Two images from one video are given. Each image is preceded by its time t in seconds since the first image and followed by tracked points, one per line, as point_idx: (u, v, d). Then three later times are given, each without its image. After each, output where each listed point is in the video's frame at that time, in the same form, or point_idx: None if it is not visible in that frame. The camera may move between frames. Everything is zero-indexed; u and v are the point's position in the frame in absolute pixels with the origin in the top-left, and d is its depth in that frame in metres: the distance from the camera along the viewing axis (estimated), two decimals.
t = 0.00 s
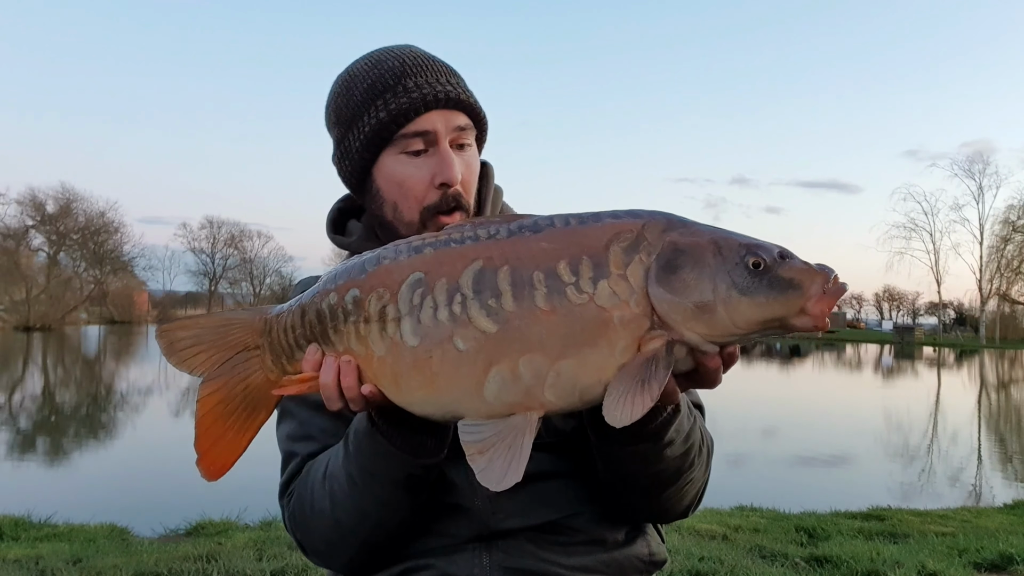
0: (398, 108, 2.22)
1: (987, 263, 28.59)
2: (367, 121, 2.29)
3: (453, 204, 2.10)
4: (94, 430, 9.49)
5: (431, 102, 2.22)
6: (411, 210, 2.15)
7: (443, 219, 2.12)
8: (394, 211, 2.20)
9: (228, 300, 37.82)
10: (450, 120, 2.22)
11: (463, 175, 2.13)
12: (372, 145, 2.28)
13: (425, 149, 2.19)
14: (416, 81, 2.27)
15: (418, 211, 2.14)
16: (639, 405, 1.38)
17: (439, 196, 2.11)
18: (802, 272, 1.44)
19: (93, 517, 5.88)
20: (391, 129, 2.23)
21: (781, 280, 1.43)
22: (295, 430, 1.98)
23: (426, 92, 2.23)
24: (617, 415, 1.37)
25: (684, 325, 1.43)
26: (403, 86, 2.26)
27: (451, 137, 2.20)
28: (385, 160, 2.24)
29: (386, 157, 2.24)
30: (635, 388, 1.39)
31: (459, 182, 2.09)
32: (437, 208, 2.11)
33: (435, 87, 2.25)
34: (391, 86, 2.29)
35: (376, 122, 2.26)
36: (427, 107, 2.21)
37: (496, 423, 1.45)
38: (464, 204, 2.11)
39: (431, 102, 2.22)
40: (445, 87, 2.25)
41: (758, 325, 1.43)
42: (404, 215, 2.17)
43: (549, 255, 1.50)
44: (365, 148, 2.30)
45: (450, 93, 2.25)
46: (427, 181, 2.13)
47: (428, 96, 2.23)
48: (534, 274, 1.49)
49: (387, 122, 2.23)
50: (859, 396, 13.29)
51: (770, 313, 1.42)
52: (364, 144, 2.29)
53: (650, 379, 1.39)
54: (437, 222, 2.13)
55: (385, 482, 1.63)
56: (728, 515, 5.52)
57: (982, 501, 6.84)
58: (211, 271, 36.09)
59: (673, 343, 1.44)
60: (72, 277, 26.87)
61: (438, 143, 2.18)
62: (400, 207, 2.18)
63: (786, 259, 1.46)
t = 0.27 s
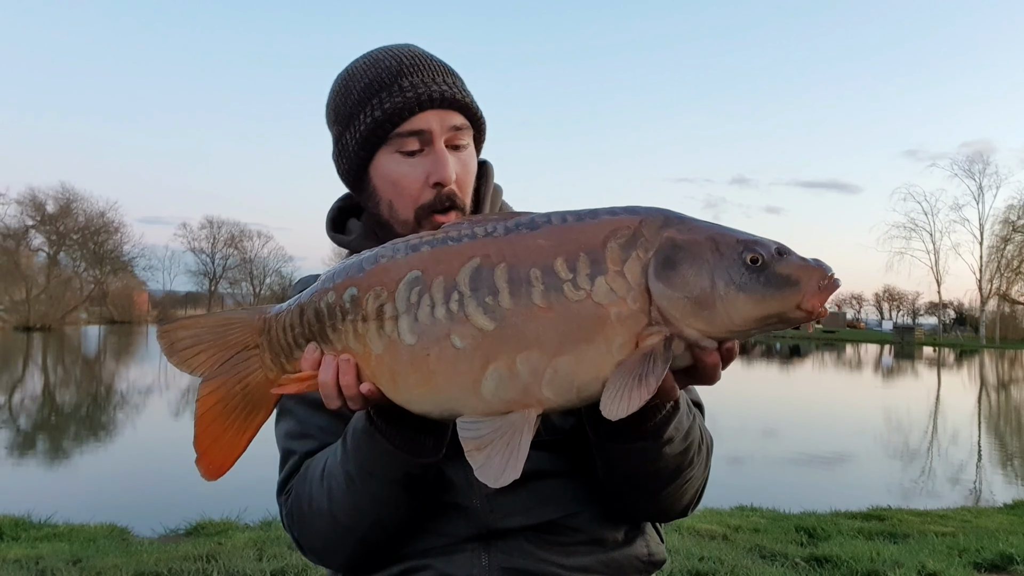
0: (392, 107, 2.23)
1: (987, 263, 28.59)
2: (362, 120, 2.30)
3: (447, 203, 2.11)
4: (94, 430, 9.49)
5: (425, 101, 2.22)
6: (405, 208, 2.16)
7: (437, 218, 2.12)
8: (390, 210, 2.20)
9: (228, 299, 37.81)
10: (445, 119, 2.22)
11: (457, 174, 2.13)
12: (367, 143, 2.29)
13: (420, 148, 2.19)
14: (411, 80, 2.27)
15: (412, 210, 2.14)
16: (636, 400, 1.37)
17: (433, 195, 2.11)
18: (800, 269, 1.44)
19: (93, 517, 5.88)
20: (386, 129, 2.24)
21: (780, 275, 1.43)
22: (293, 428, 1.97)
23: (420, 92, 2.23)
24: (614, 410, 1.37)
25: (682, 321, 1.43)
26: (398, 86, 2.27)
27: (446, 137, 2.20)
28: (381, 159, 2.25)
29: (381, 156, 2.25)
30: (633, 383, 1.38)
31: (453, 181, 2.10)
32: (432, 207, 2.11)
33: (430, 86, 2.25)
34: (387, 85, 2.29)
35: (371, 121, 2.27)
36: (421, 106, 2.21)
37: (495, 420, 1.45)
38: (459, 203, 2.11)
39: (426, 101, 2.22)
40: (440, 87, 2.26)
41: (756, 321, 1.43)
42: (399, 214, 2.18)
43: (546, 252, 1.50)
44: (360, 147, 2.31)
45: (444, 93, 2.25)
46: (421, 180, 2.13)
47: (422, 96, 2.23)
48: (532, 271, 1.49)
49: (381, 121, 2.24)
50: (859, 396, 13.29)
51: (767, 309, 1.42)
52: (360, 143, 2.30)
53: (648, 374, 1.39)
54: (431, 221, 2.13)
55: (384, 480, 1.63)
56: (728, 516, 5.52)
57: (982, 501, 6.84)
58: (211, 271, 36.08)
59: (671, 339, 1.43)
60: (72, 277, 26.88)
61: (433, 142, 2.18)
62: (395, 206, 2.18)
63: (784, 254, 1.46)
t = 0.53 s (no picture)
0: (385, 107, 2.24)
1: (987, 263, 28.60)
2: (357, 120, 2.32)
3: (439, 204, 2.10)
4: (95, 430, 9.49)
5: (417, 102, 2.23)
6: (398, 209, 2.16)
7: (429, 219, 2.12)
8: (383, 210, 2.21)
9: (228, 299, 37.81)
10: (437, 120, 2.22)
11: (449, 175, 2.12)
12: (361, 143, 2.30)
13: (413, 149, 2.19)
14: (405, 80, 2.28)
15: (405, 210, 2.15)
16: (642, 406, 1.38)
17: (424, 196, 2.11)
18: (804, 264, 1.43)
19: (93, 517, 5.88)
20: (378, 129, 2.26)
21: (784, 274, 1.43)
22: (294, 426, 1.97)
23: (413, 93, 2.24)
24: (622, 416, 1.37)
25: (685, 318, 1.42)
26: (392, 86, 2.28)
27: (439, 138, 2.20)
28: (375, 159, 2.26)
29: (375, 156, 2.26)
30: (636, 386, 1.38)
31: (444, 182, 2.10)
32: (423, 208, 2.11)
33: (423, 87, 2.26)
34: (382, 86, 2.31)
35: (364, 120, 2.28)
36: (413, 107, 2.23)
37: (495, 419, 1.45)
38: (450, 205, 2.11)
39: (418, 102, 2.23)
40: (433, 88, 2.26)
41: (761, 317, 1.42)
42: (392, 214, 2.18)
43: (548, 251, 1.50)
44: (354, 147, 2.32)
45: (438, 94, 2.26)
46: (413, 180, 2.13)
47: (415, 96, 2.24)
48: (532, 269, 1.49)
49: (374, 122, 2.26)
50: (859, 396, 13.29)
51: (773, 304, 1.42)
52: (354, 143, 2.32)
53: (651, 379, 1.39)
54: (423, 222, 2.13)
55: (384, 479, 1.63)
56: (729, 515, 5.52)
57: (982, 501, 6.84)
58: (211, 271, 36.08)
59: (674, 338, 1.43)
60: (73, 278, 26.89)
61: (425, 143, 2.18)
62: (388, 206, 2.19)
63: (789, 252, 1.46)
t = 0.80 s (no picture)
0: (385, 108, 2.24)
1: (987, 263, 28.60)
2: (358, 119, 2.32)
3: (440, 206, 2.11)
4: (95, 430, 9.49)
5: (417, 103, 2.23)
6: (398, 210, 2.17)
7: (430, 221, 2.12)
8: (384, 210, 2.21)
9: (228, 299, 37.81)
10: (438, 122, 2.22)
11: (449, 177, 2.13)
12: (362, 143, 2.31)
13: (414, 150, 2.20)
14: (406, 80, 2.28)
15: (405, 212, 2.15)
16: (639, 413, 1.37)
17: (425, 197, 2.12)
18: (806, 271, 1.43)
19: (93, 517, 5.88)
20: (378, 130, 2.26)
21: (785, 282, 1.43)
22: (294, 426, 1.97)
23: (413, 93, 2.24)
24: (620, 423, 1.37)
25: (685, 324, 1.42)
26: (393, 87, 2.28)
27: (440, 139, 2.20)
28: (375, 160, 2.26)
29: (376, 156, 2.26)
30: (635, 394, 1.38)
31: (444, 184, 2.10)
32: (424, 210, 2.11)
33: (424, 88, 2.26)
34: (382, 86, 2.31)
35: (365, 120, 2.29)
36: (413, 108, 2.22)
37: (494, 423, 1.45)
38: (451, 207, 2.12)
39: (418, 103, 2.23)
40: (434, 89, 2.26)
41: (762, 325, 1.43)
42: (393, 215, 2.19)
43: (549, 255, 1.50)
44: (355, 146, 2.33)
45: (438, 95, 2.25)
46: (413, 182, 2.13)
47: (415, 97, 2.24)
48: (533, 274, 1.49)
49: (374, 122, 2.26)
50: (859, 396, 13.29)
51: (774, 311, 1.42)
52: (355, 142, 2.32)
53: (649, 385, 1.39)
54: (424, 224, 2.13)
55: (385, 481, 1.63)
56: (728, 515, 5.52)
57: (982, 501, 6.84)
58: (211, 271, 36.07)
59: (673, 345, 1.43)
60: (72, 278, 26.89)
61: (426, 145, 2.19)
62: (389, 207, 2.19)
63: (791, 259, 1.46)
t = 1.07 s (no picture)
0: (387, 109, 2.25)
1: (987, 263, 28.60)
2: (359, 119, 2.32)
3: (440, 209, 2.11)
4: (95, 430, 9.49)
5: (418, 105, 2.23)
6: (398, 211, 2.17)
7: (429, 223, 2.13)
8: (384, 212, 2.22)
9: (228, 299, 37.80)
10: (439, 125, 2.22)
11: (450, 180, 2.13)
12: (363, 143, 2.31)
13: (414, 152, 2.20)
14: (408, 82, 2.28)
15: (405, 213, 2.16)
16: (635, 413, 1.36)
17: (424, 200, 2.12)
18: (808, 282, 1.45)
19: (93, 517, 5.88)
20: (378, 131, 2.26)
21: (787, 291, 1.44)
22: (295, 426, 1.97)
23: (414, 95, 2.24)
24: (614, 422, 1.36)
25: (687, 333, 1.43)
26: (394, 87, 2.28)
27: (441, 142, 2.20)
28: (376, 160, 2.26)
29: (376, 156, 2.26)
30: (632, 395, 1.37)
31: (444, 187, 2.10)
32: (424, 212, 2.12)
33: (426, 90, 2.26)
34: (384, 86, 2.31)
35: (365, 120, 2.29)
36: (414, 110, 2.22)
37: (497, 428, 1.45)
38: (450, 210, 2.12)
39: (419, 105, 2.22)
40: (435, 91, 2.26)
41: (763, 336, 1.44)
42: (393, 216, 2.19)
43: (551, 259, 1.50)
44: (356, 146, 2.33)
45: (440, 97, 2.25)
46: (413, 184, 2.13)
47: (416, 99, 2.24)
48: (535, 277, 1.49)
49: (375, 123, 2.27)
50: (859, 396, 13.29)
51: (775, 323, 1.43)
52: (356, 142, 2.33)
53: (648, 386, 1.38)
54: (423, 226, 2.14)
55: (386, 482, 1.63)
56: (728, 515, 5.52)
57: (982, 501, 6.84)
58: (211, 271, 36.07)
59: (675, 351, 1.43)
60: (72, 278, 26.92)
61: (427, 148, 2.19)
62: (389, 208, 2.20)
63: (793, 268, 1.46)
